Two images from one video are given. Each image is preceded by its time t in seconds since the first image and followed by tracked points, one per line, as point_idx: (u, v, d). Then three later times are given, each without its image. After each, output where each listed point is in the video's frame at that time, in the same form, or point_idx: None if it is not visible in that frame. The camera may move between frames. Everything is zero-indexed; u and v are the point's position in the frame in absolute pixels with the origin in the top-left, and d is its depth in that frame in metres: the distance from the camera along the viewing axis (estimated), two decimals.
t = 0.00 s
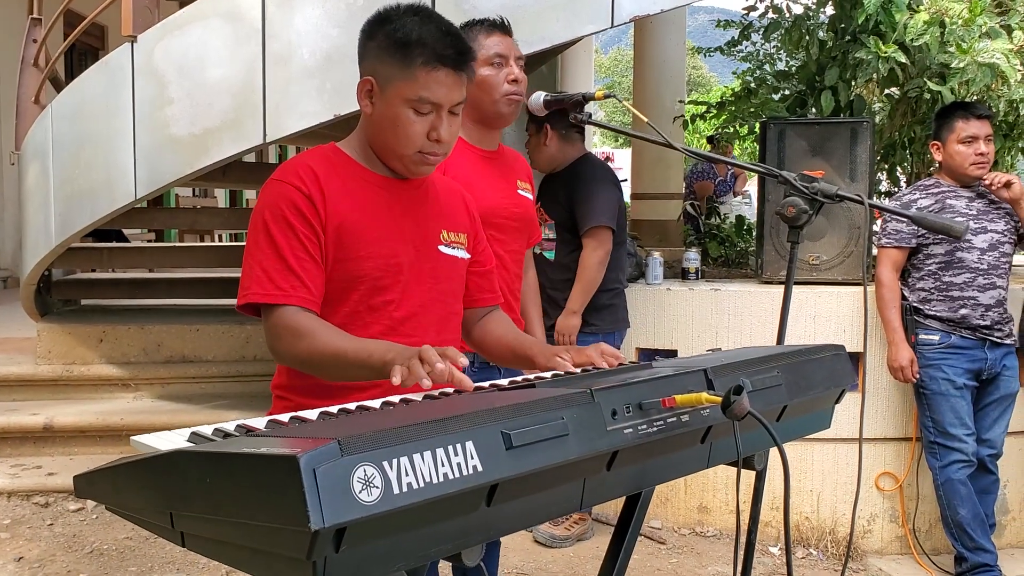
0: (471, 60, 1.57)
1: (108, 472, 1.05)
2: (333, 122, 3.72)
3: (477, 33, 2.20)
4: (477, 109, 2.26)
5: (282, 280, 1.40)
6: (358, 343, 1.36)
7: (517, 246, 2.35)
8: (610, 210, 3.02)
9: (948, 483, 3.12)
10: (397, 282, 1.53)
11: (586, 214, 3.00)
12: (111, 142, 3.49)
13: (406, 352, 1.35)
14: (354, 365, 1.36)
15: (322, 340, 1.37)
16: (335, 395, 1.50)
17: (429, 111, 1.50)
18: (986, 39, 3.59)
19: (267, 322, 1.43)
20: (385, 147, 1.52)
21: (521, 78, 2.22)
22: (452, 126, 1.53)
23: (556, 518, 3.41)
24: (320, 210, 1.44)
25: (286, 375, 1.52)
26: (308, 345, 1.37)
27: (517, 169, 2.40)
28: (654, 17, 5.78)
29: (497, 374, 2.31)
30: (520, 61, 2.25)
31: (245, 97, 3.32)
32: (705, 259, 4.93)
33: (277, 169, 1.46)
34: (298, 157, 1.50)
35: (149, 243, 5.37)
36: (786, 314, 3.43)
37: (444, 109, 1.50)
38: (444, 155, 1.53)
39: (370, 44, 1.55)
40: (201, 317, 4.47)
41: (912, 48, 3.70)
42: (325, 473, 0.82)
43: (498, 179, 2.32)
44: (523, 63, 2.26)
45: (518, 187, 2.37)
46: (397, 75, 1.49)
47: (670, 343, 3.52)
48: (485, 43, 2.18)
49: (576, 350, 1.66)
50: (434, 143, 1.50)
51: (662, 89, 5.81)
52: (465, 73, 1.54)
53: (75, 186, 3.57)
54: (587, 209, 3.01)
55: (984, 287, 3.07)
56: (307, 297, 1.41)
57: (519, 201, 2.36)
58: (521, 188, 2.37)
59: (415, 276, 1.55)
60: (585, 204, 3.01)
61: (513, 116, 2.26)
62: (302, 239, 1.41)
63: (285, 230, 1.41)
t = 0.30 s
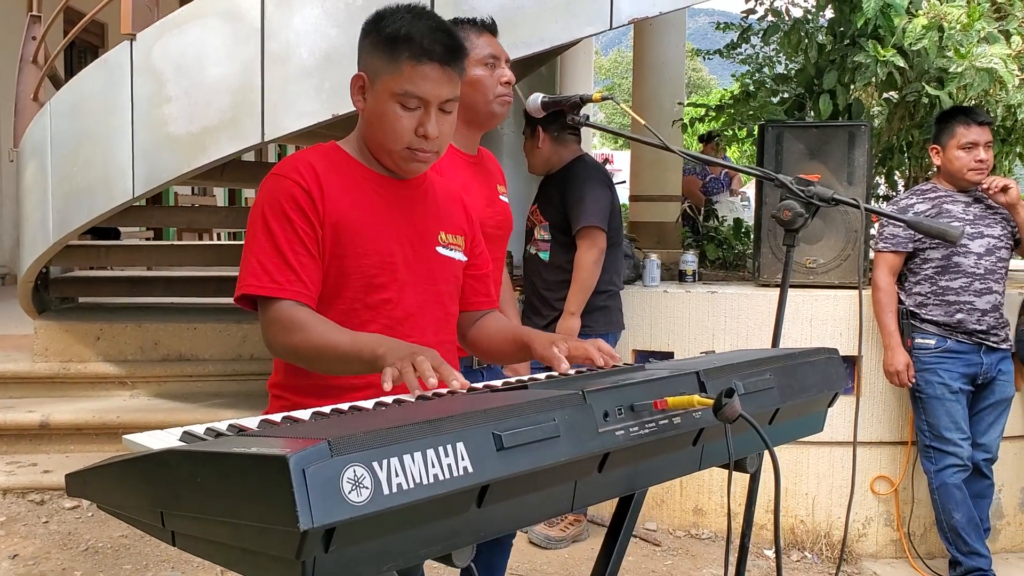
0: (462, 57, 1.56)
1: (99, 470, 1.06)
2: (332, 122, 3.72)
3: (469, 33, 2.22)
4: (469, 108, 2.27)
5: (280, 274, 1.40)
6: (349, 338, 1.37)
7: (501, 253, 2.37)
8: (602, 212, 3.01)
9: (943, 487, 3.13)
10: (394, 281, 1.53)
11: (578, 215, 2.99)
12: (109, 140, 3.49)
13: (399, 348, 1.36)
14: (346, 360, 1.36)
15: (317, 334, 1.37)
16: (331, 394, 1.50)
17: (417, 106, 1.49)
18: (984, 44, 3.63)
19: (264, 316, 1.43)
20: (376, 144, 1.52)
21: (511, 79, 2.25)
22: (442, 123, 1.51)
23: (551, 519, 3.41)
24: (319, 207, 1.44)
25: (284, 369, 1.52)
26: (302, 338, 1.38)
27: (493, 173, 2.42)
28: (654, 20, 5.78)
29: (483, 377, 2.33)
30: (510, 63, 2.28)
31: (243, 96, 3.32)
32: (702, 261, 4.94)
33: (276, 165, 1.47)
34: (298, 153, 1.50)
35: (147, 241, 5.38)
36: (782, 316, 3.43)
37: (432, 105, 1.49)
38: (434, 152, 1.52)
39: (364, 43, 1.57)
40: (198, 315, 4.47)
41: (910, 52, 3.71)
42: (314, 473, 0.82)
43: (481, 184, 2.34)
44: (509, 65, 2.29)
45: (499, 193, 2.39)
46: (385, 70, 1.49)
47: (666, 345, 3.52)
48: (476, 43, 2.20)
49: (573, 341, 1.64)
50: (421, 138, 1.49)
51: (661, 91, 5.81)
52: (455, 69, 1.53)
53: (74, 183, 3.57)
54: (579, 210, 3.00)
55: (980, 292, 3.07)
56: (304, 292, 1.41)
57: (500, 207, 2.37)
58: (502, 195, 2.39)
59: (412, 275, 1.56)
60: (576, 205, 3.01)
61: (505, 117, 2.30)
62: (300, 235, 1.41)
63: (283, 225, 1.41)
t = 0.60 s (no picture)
0: (464, 53, 1.57)
1: (99, 463, 1.06)
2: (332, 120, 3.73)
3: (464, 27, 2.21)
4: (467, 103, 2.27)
5: (284, 268, 1.40)
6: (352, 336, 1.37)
7: (499, 250, 2.38)
8: (607, 209, 3.01)
9: (940, 488, 3.13)
10: (395, 278, 1.53)
11: (582, 213, 3.00)
12: (110, 136, 3.49)
13: (397, 347, 1.34)
14: (347, 359, 1.36)
15: (318, 332, 1.37)
16: (331, 391, 1.50)
17: (420, 100, 1.49)
18: (984, 47, 3.63)
19: (267, 310, 1.43)
20: (379, 140, 1.52)
21: (507, 73, 2.23)
22: (445, 117, 1.51)
23: (549, 518, 3.41)
24: (323, 202, 1.45)
25: (286, 364, 1.52)
26: (304, 336, 1.38)
27: (490, 169, 2.42)
28: (655, 20, 5.78)
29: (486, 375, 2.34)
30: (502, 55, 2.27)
31: (244, 93, 3.32)
32: (702, 262, 4.94)
33: (281, 159, 1.47)
34: (303, 149, 1.50)
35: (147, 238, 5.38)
36: (781, 317, 3.44)
37: (435, 99, 1.50)
38: (437, 146, 1.52)
39: (366, 40, 1.57)
40: (197, 312, 4.47)
41: (911, 54, 3.71)
42: (314, 464, 0.83)
43: (477, 180, 2.34)
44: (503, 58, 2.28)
45: (495, 189, 2.39)
46: (388, 65, 1.50)
47: (665, 344, 3.53)
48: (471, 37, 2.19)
49: (570, 348, 1.64)
50: (425, 132, 1.49)
51: (662, 92, 5.82)
52: (458, 63, 1.54)
53: (74, 179, 3.58)
54: (582, 208, 3.01)
55: (979, 295, 3.08)
56: (307, 287, 1.42)
57: (497, 203, 2.37)
58: (498, 190, 2.40)
59: (413, 272, 1.56)
60: (578, 204, 3.02)
61: (500, 111, 2.29)
62: (304, 230, 1.42)
63: (287, 219, 1.41)
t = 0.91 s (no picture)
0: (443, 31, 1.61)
1: (93, 463, 1.06)
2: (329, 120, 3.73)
3: (460, 29, 2.25)
4: (462, 104, 2.26)
5: (282, 263, 1.40)
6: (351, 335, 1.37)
7: (499, 251, 2.36)
8: (609, 210, 3.01)
9: (935, 490, 3.14)
10: (392, 275, 1.53)
11: (584, 213, 3.01)
12: (107, 136, 3.49)
13: (398, 351, 1.34)
14: (345, 360, 1.36)
15: (316, 330, 1.37)
16: (326, 388, 1.50)
17: (416, 79, 1.51)
18: (980, 49, 3.58)
19: (267, 304, 1.43)
20: (382, 131, 1.51)
21: (504, 72, 2.27)
22: (443, 93, 1.53)
23: (545, 519, 3.41)
24: (322, 197, 1.45)
25: (281, 359, 1.52)
26: (302, 333, 1.38)
27: (490, 168, 2.41)
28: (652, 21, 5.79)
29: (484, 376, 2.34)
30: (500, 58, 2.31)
31: (241, 94, 3.32)
32: (698, 263, 4.95)
33: (281, 153, 1.47)
34: (303, 144, 1.51)
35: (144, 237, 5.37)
36: (777, 318, 3.44)
37: (429, 75, 1.52)
38: (442, 125, 1.52)
39: (347, 40, 1.59)
40: (194, 312, 4.47)
41: (907, 56, 3.71)
42: (308, 466, 0.83)
43: (477, 181, 2.34)
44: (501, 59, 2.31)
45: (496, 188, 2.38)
46: (377, 53, 1.52)
47: (662, 345, 3.53)
48: (467, 38, 2.23)
49: (565, 350, 1.65)
50: (429, 110, 1.50)
51: (659, 93, 5.82)
52: (441, 41, 1.57)
53: (71, 178, 3.58)
54: (582, 209, 3.01)
55: (975, 297, 3.08)
56: (305, 283, 1.42)
57: (497, 201, 2.36)
58: (498, 189, 2.38)
59: (410, 270, 1.56)
60: (579, 204, 3.03)
61: (499, 112, 2.29)
62: (304, 224, 1.42)
63: (286, 212, 1.42)
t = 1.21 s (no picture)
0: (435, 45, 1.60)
1: (96, 467, 1.07)
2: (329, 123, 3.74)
3: (471, 35, 2.29)
4: (472, 108, 2.29)
5: (275, 271, 1.41)
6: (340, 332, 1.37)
7: (506, 254, 2.35)
8: (611, 213, 3.03)
9: (932, 491, 3.15)
10: (387, 278, 1.54)
11: (587, 216, 3.02)
12: (107, 138, 3.50)
13: (389, 344, 1.35)
14: (336, 353, 1.36)
15: (308, 329, 1.38)
16: (321, 389, 1.51)
17: (398, 93, 1.52)
18: (978, 51, 3.59)
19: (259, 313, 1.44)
20: (365, 140, 1.53)
21: (513, 78, 2.29)
22: (426, 107, 1.54)
23: (544, 520, 3.42)
24: (313, 206, 1.46)
25: (280, 363, 1.54)
26: (294, 332, 1.39)
27: (501, 173, 2.41)
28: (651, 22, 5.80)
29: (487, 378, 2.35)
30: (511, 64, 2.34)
31: (240, 96, 3.33)
32: (697, 264, 4.96)
33: (272, 166, 1.48)
34: (295, 156, 1.52)
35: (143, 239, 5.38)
36: (775, 320, 3.45)
37: (412, 90, 1.52)
38: (423, 137, 1.53)
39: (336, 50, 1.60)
40: (194, 314, 4.48)
41: (905, 58, 3.72)
42: (308, 470, 0.84)
43: (488, 183, 2.33)
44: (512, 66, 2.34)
45: (504, 193, 2.38)
46: (361, 65, 1.53)
47: (660, 347, 3.54)
48: (478, 45, 2.27)
49: (562, 354, 1.69)
50: (408, 124, 1.51)
51: (658, 94, 5.84)
52: (429, 53, 1.57)
53: (71, 181, 3.59)
54: (585, 212, 3.02)
55: (972, 298, 3.10)
56: (298, 290, 1.43)
57: (505, 206, 2.36)
58: (506, 195, 2.38)
59: (404, 272, 1.57)
60: (581, 207, 3.04)
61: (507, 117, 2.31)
62: (295, 233, 1.43)
63: (276, 223, 1.43)
